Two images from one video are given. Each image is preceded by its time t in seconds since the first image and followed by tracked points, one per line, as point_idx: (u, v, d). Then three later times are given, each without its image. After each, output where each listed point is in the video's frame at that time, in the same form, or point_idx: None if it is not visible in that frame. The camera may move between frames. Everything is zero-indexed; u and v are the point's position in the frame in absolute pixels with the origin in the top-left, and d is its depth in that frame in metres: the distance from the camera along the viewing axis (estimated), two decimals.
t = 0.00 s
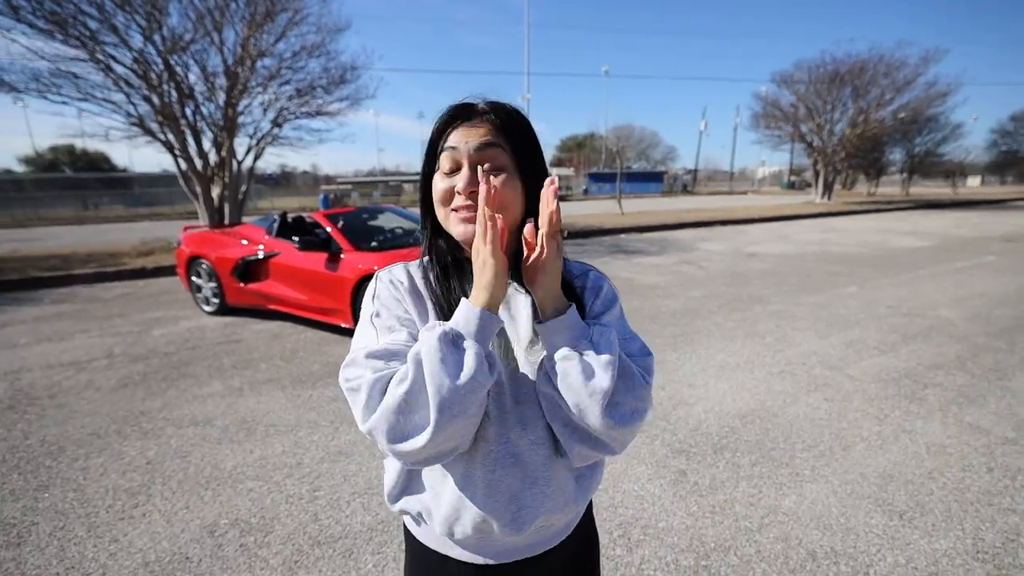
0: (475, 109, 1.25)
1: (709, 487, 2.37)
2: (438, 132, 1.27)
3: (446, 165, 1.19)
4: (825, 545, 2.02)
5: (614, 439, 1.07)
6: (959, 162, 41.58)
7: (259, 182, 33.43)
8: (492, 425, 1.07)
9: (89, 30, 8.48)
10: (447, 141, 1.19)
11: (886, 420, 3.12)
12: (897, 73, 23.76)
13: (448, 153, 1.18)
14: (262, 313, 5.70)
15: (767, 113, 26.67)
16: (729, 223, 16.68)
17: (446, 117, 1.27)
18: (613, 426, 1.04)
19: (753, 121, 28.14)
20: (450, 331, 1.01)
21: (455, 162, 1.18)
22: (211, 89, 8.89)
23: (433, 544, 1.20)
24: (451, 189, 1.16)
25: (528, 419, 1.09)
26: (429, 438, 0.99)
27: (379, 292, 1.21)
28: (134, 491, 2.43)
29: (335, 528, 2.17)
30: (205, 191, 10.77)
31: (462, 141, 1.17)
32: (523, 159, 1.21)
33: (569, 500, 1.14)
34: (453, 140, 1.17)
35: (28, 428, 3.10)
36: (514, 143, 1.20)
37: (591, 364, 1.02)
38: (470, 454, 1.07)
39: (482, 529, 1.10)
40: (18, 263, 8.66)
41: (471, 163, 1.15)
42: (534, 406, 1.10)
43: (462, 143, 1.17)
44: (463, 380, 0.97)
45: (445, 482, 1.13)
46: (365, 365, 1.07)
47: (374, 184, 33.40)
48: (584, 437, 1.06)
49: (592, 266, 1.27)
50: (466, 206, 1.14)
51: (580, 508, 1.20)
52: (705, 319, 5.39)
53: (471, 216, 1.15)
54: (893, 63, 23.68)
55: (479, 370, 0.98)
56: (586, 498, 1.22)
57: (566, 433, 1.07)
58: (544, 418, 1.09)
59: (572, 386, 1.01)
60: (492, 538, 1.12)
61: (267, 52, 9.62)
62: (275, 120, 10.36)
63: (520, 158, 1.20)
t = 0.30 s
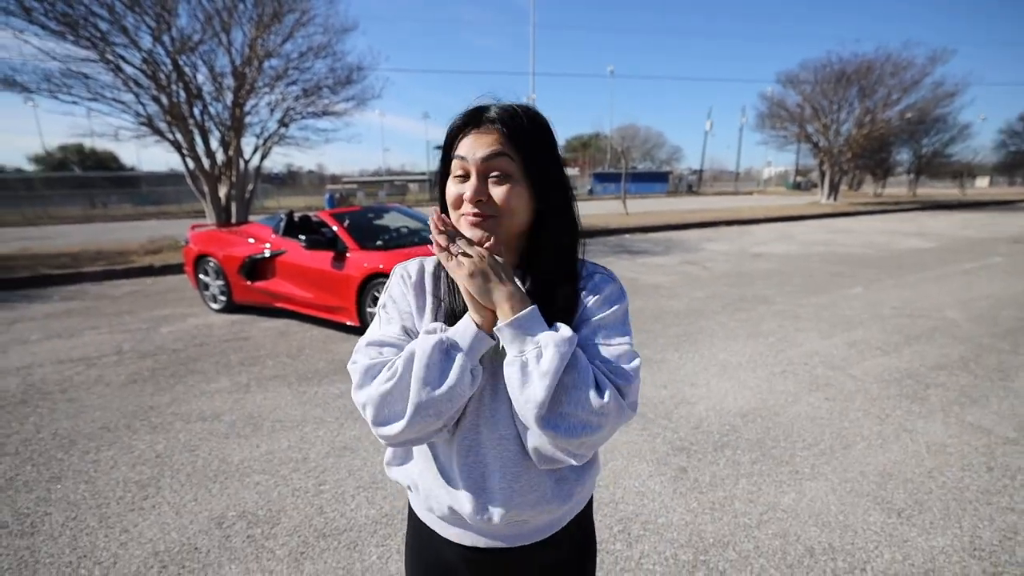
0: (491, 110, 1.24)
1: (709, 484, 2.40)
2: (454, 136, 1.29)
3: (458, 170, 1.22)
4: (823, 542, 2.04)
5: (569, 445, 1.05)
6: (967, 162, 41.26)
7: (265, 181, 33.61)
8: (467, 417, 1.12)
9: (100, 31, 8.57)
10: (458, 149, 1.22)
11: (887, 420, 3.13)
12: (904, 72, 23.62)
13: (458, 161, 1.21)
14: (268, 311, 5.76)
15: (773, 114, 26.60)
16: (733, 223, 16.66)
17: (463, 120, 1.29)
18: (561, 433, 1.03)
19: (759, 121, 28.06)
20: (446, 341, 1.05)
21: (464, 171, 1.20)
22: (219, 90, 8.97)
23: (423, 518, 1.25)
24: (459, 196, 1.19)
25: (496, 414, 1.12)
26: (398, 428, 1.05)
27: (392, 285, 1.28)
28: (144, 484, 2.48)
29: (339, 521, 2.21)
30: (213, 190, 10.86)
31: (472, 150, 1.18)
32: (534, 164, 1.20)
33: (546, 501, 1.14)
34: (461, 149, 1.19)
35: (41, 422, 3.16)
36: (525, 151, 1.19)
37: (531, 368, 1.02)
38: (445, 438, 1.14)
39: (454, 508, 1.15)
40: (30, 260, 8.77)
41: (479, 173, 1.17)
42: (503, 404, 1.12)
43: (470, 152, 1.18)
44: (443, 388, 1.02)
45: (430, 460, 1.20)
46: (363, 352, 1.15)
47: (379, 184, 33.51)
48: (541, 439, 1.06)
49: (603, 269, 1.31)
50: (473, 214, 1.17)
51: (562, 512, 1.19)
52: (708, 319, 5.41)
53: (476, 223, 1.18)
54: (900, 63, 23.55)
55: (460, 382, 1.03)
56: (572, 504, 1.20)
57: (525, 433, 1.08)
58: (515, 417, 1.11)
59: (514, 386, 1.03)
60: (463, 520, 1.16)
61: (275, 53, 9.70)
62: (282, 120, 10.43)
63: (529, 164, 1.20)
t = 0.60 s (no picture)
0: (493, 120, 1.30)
1: (710, 485, 2.42)
2: (456, 146, 1.32)
3: (471, 177, 1.24)
4: (825, 543, 2.05)
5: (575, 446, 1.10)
6: (975, 164, 40.98)
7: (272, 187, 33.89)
8: (474, 417, 1.16)
9: (113, 41, 8.72)
10: (471, 156, 1.24)
11: (891, 423, 3.13)
12: (910, 75, 23.55)
13: (473, 167, 1.23)
14: (276, 315, 5.83)
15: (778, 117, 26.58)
16: (739, 227, 16.63)
17: (465, 131, 1.32)
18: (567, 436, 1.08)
19: (765, 125, 28.04)
20: (456, 344, 1.08)
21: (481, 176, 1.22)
22: (228, 97, 9.09)
23: (428, 511, 1.28)
24: (478, 200, 1.21)
25: (502, 414, 1.15)
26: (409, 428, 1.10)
27: (400, 287, 1.32)
28: (157, 483, 2.54)
29: (346, 520, 2.25)
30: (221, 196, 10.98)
31: (488, 155, 1.22)
32: (542, 169, 1.27)
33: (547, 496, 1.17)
34: (479, 156, 1.21)
35: (57, 422, 3.22)
36: (534, 155, 1.26)
37: (542, 377, 1.06)
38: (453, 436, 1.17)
39: (459, 502, 1.18)
40: (43, 265, 8.91)
41: (496, 177, 1.20)
42: (509, 404, 1.16)
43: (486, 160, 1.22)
44: (454, 390, 1.06)
45: (436, 457, 1.23)
46: (373, 352, 1.19)
47: (385, 189, 33.69)
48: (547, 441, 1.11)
49: (603, 276, 1.34)
50: (494, 217, 1.20)
51: (562, 505, 1.22)
52: (712, 322, 5.42)
53: (497, 226, 1.20)
54: (906, 66, 23.47)
55: (469, 384, 1.07)
56: (572, 498, 1.24)
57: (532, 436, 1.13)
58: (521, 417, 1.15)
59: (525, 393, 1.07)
60: (467, 513, 1.19)
61: (283, 60, 9.82)
62: (290, 126, 10.55)
63: (540, 170, 1.26)
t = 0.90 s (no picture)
0: (490, 126, 1.37)
1: (708, 483, 2.46)
2: (458, 148, 1.35)
3: (478, 174, 1.28)
4: (819, 539, 2.09)
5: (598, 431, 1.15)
6: (979, 166, 40.86)
7: (275, 189, 34.03)
8: (489, 411, 1.19)
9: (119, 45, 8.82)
10: (479, 154, 1.29)
11: (888, 423, 3.16)
12: (913, 78, 23.51)
13: (481, 164, 1.27)
14: (280, 316, 5.89)
15: (780, 120, 26.59)
16: (741, 229, 16.65)
17: (464, 136, 1.37)
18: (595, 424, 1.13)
19: (767, 127, 28.04)
20: (453, 339, 1.13)
21: (489, 173, 1.26)
22: (233, 100, 9.17)
23: (437, 506, 1.31)
24: (489, 194, 1.25)
25: (517, 405, 1.20)
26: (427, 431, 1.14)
27: (401, 290, 1.34)
28: (165, 479, 2.59)
29: (350, 515, 2.30)
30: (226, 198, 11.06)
31: (495, 153, 1.27)
32: (539, 169, 1.36)
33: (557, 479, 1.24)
34: (489, 153, 1.26)
35: (66, 420, 3.28)
36: (533, 158, 1.35)
37: (575, 367, 1.10)
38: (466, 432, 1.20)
39: (475, 496, 1.22)
40: (49, 267, 8.99)
41: (506, 173, 1.26)
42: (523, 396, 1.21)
43: (495, 157, 1.27)
44: (459, 385, 1.10)
45: (448, 452, 1.26)
46: (380, 357, 1.22)
47: (387, 192, 33.82)
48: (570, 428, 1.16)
49: (597, 271, 1.40)
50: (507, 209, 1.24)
51: (570, 487, 1.29)
52: (712, 324, 5.46)
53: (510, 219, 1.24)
54: (909, 69, 23.45)
55: (472, 377, 1.10)
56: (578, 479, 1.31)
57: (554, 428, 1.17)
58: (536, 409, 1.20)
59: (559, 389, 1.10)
60: (484, 505, 1.23)
61: (287, 64, 9.91)
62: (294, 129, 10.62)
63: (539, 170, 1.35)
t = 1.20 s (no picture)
0: (498, 131, 1.41)
1: (709, 483, 2.48)
2: (467, 150, 1.38)
3: (488, 177, 1.31)
4: (819, 539, 2.10)
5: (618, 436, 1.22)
6: (987, 170, 40.62)
7: (281, 190, 34.18)
8: (497, 409, 1.22)
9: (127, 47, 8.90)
10: (489, 156, 1.32)
11: (890, 426, 3.16)
12: (920, 80, 23.40)
13: (493, 166, 1.30)
14: (285, 317, 5.94)
15: (786, 123, 26.53)
16: (746, 232, 16.63)
17: (471, 139, 1.40)
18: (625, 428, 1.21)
19: (773, 130, 27.99)
20: (429, 363, 1.17)
21: (500, 176, 1.30)
22: (239, 102, 9.24)
23: (443, 504, 1.33)
24: (500, 196, 1.28)
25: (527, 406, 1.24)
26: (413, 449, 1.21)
27: (406, 293, 1.34)
28: (173, 476, 2.63)
29: (355, 513, 2.33)
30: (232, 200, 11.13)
31: (506, 157, 1.32)
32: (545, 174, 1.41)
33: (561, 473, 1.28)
34: (500, 156, 1.30)
35: (75, 418, 3.32)
36: (538, 163, 1.40)
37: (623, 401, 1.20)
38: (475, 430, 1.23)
39: (482, 493, 1.24)
40: (58, 267, 9.08)
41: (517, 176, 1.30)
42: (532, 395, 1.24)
43: (506, 161, 1.32)
44: (430, 413, 1.14)
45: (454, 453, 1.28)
46: (384, 362, 1.26)
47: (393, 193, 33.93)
48: (588, 433, 1.21)
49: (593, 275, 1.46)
50: (518, 211, 1.28)
51: (574, 482, 1.33)
52: (716, 326, 5.47)
53: (520, 220, 1.28)
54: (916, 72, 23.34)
55: (448, 407, 1.13)
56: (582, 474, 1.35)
57: (574, 430, 1.21)
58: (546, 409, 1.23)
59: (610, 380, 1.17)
60: (491, 502, 1.26)
61: (293, 66, 9.99)
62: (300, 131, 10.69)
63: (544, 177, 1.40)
